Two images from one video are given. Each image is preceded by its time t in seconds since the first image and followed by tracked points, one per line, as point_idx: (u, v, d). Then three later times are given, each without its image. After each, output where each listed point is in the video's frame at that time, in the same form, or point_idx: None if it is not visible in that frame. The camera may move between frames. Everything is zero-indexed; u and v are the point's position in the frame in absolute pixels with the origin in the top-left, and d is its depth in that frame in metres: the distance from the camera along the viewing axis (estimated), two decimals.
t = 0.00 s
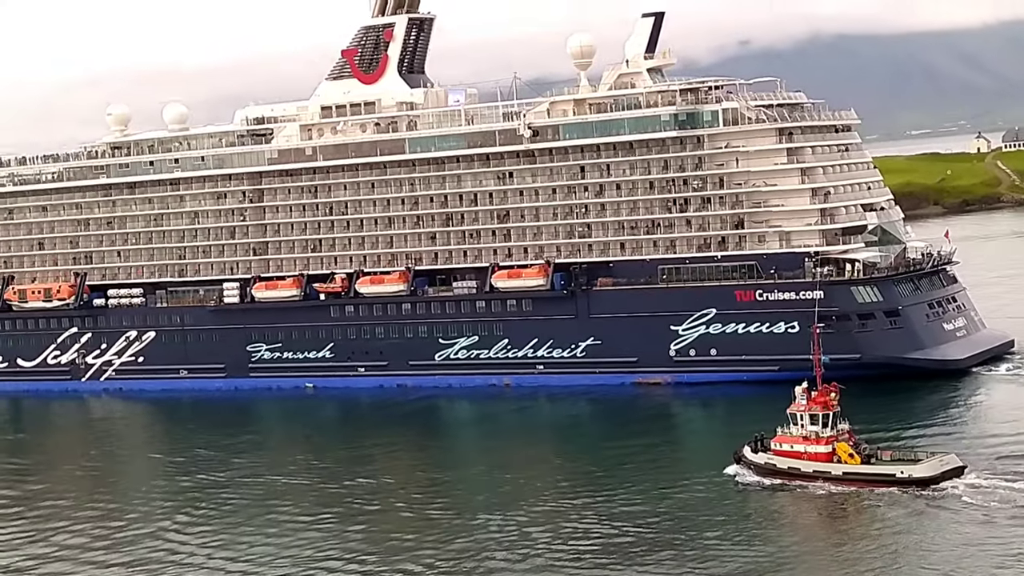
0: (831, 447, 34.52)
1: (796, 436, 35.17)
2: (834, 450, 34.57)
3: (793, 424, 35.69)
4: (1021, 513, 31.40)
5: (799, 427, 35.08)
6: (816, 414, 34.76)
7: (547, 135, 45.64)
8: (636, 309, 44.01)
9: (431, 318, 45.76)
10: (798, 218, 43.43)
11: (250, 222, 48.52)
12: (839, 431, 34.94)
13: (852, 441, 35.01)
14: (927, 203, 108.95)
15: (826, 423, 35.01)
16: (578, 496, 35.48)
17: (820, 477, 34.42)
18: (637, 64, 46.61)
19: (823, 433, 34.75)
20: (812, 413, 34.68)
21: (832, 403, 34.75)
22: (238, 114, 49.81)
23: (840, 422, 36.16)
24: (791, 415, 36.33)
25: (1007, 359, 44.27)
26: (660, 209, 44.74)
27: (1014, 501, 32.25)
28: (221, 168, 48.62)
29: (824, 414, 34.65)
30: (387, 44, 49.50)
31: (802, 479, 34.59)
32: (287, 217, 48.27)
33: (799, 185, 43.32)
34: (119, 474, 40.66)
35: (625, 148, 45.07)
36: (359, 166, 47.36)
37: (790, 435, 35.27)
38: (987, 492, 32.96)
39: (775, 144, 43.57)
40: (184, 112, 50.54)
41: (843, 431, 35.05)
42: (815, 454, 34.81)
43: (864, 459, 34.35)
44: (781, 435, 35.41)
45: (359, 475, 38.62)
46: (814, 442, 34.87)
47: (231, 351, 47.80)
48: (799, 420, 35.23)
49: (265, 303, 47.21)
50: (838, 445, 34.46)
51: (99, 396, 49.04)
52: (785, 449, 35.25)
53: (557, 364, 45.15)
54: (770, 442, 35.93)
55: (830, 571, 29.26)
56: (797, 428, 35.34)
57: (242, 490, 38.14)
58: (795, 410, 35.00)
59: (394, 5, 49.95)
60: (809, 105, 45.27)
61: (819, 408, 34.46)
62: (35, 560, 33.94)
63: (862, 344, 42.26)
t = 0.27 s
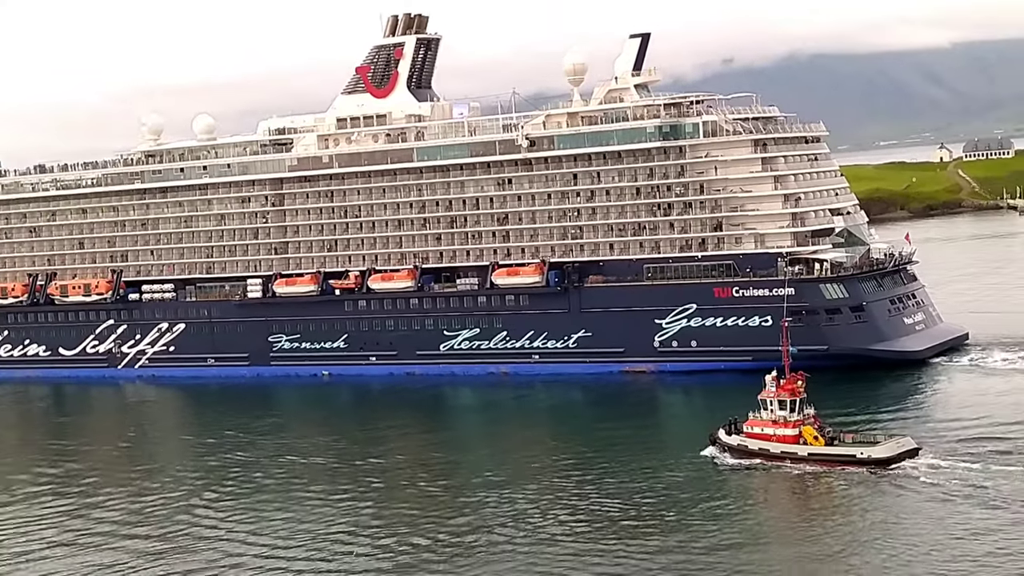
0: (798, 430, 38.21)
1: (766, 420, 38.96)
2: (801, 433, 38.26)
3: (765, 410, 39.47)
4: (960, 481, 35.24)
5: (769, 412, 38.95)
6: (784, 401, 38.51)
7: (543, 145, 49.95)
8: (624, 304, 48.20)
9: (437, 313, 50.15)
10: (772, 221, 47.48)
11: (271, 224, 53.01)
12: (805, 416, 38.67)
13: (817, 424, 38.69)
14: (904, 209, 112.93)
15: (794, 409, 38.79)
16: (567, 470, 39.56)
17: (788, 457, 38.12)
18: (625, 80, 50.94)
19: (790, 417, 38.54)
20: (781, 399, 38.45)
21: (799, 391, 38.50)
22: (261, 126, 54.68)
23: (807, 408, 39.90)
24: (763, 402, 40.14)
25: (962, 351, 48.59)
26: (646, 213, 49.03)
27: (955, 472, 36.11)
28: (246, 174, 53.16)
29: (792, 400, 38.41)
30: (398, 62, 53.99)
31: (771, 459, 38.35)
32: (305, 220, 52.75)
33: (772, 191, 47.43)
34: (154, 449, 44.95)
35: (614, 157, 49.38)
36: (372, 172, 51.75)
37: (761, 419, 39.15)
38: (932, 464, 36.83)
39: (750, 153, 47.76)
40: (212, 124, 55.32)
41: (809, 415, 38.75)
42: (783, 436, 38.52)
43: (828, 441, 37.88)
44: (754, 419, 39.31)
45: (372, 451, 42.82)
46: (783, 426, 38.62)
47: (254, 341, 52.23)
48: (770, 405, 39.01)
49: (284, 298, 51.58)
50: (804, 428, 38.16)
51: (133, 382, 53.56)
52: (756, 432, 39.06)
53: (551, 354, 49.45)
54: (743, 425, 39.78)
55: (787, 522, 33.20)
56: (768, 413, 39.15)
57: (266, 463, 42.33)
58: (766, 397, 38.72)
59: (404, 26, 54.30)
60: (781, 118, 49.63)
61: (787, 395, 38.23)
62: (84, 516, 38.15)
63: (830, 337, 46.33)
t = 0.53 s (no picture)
0: (797, 428, 39.75)
1: (766, 419, 40.49)
2: (800, 431, 39.82)
3: (765, 409, 41.02)
4: (953, 478, 36.73)
5: (769, 411, 40.48)
6: (784, 401, 40.08)
7: (553, 153, 51.71)
8: (632, 307, 49.83)
9: (451, 315, 51.82)
10: (775, 227, 49.19)
11: (291, 228, 54.87)
12: (804, 415, 40.23)
13: (815, 423, 40.25)
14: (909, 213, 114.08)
15: (793, 408, 40.36)
16: (576, 467, 41.18)
17: (787, 455, 39.68)
18: (633, 90, 52.61)
19: (790, 417, 40.09)
20: (781, 399, 40.07)
21: (798, 391, 40.12)
22: (282, 134, 56.57)
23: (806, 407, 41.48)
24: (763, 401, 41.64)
25: (959, 352, 50.16)
26: (653, 219, 50.69)
27: (949, 469, 37.59)
28: (267, 181, 55.17)
29: (792, 400, 40.00)
30: (413, 72, 55.88)
31: (771, 457, 39.89)
32: (324, 225, 54.61)
33: (775, 198, 49.16)
34: (179, 445, 46.76)
35: (622, 164, 51.04)
36: (388, 179, 53.57)
37: (761, 418, 40.66)
38: (927, 463, 38.34)
39: (754, 161, 49.42)
40: (234, 131, 57.20)
41: (808, 415, 40.32)
42: (783, 435, 40.04)
43: (826, 439, 39.41)
44: (754, 418, 40.83)
45: (389, 449, 44.53)
46: (782, 425, 40.16)
47: (274, 342, 54.08)
48: (770, 405, 40.56)
49: (303, 301, 53.47)
50: (802, 427, 39.71)
51: (158, 381, 55.46)
52: (756, 431, 40.60)
53: (562, 355, 51.13)
54: (744, 424, 41.30)
55: (785, 515, 34.75)
56: (768, 412, 40.70)
57: (287, 460, 44.07)
58: (767, 396, 40.32)
59: (418, 37, 56.16)
60: (785, 127, 51.19)
61: (786, 394, 39.88)
62: (115, 509, 39.94)
63: (831, 339, 47.88)
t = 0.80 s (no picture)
0: (799, 432, 39.54)
1: (768, 422, 40.31)
2: (802, 435, 39.60)
3: (767, 412, 40.81)
4: (960, 482, 36.46)
5: (771, 415, 40.24)
6: (786, 404, 39.85)
7: (557, 156, 51.57)
8: (636, 310, 49.57)
9: (454, 319, 51.65)
10: (779, 230, 48.89)
11: (294, 232, 54.72)
12: (806, 418, 40.01)
13: (817, 426, 40.04)
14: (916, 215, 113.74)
15: (795, 411, 40.14)
16: (580, 472, 40.92)
17: (790, 459, 39.51)
18: (637, 93, 52.40)
19: (792, 420, 39.87)
20: (783, 403, 39.79)
21: (801, 395, 39.77)
22: (284, 138, 56.43)
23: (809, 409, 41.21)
24: (766, 405, 41.45)
25: (966, 355, 49.87)
26: (657, 222, 50.45)
27: (956, 473, 37.33)
28: (269, 185, 55.03)
29: (793, 404, 39.76)
30: (416, 75, 55.77)
31: (773, 460, 39.75)
32: (328, 228, 54.46)
33: (780, 201, 48.89)
34: (182, 451, 46.55)
35: (626, 167, 50.84)
36: (391, 182, 53.42)
37: (763, 422, 40.51)
38: (931, 467, 38.09)
39: (759, 164, 49.14)
40: (237, 135, 57.08)
41: (810, 418, 40.11)
42: (785, 438, 39.85)
43: (829, 442, 39.21)
44: (756, 422, 40.66)
45: (392, 453, 44.34)
46: (785, 428, 39.94)
47: (277, 347, 53.88)
48: (772, 409, 40.31)
49: (306, 305, 53.30)
50: (804, 431, 39.50)
51: (160, 386, 55.25)
52: (759, 434, 40.43)
53: (566, 359, 50.84)
54: (747, 428, 41.12)
55: (790, 521, 34.48)
56: (770, 415, 40.49)
57: (289, 465, 43.86)
58: (769, 400, 40.06)
59: (421, 40, 56.05)
60: (789, 129, 50.92)
61: (788, 398, 39.60)
62: (117, 516, 39.72)
63: (836, 342, 47.59)
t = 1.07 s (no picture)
0: (802, 429, 40.18)
1: (772, 419, 40.91)
2: (805, 431, 40.25)
3: (770, 409, 41.43)
4: (964, 479, 36.92)
5: (775, 412, 40.94)
6: (789, 401, 40.60)
7: (564, 155, 51.88)
8: (644, 308, 50.00)
9: (463, 317, 52.08)
10: (785, 228, 49.31)
11: (304, 232, 55.29)
12: (809, 415, 40.66)
13: (820, 423, 40.72)
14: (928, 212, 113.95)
15: (798, 408, 40.75)
16: (588, 470, 41.45)
17: (793, 456, 40.09)
18: (643, 92, 52.80)
19: (795, 417, 40.48)
20: (787, 400, 40.57)
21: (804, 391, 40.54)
22: (294, 138, 56.96)
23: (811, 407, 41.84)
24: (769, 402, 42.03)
25: (971, 352, 50.28)
26: (663, 221, 50.86)
27: (959, 470, 37.82)
28: (279, 185, 55.60)
29: (796, 401, 40.49)
30: (425, 76, 56.21)
31: (777, 457, 40.31)
32: (337, 228, 54.97)
33: (785, 200, 49.30)
34: (195, 449, 47.17)
35: (632, 166, 51.24)
36: (400, 182, 53.93)
37: (767, 418, 41.08)
38: (935, 464, 38.56)
39: (764, 162, 49.62)
40: (247, 136, 57.61)
41: (813, 415, 40.73)
42: (789, 435, 40.46)
43: (831, 439, 39.89)
44: (760, 419, 41.22)
45: (402, 451, 44.90)
46: (788, 425, 40.56)
47: (288, 346, 54.44)
48: (776, 405, 41.03)
49: (316, 304, 53.85)
50: (807, 427, 40.15)
51: (173, 385, 55.87)
52: (763, 431, 41.03)
53: (574, 357, 51.33)
54: (751, 425, 41.70)
55: (795, 518, 34.98)
56: (774, 412, 41.09)
57: (301, 463, 44.47)
58: (772, 397, 40.77)
59: (429, 41, 56.48)
60: (795, 128, 51.28)
61: (791, 395, 40.34)
62: (131, 514, 40.33)
63: (842, 339, 47.98)
